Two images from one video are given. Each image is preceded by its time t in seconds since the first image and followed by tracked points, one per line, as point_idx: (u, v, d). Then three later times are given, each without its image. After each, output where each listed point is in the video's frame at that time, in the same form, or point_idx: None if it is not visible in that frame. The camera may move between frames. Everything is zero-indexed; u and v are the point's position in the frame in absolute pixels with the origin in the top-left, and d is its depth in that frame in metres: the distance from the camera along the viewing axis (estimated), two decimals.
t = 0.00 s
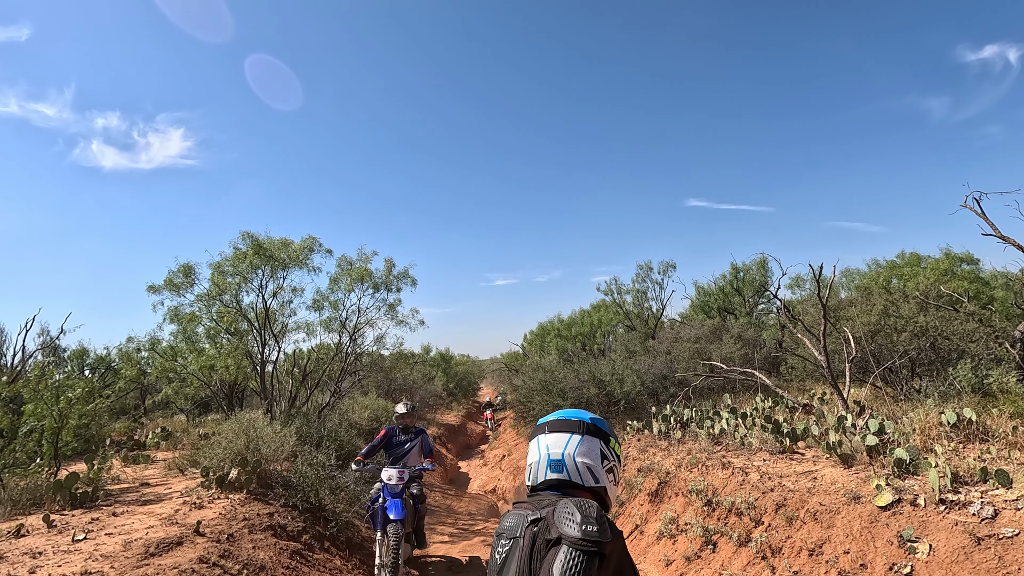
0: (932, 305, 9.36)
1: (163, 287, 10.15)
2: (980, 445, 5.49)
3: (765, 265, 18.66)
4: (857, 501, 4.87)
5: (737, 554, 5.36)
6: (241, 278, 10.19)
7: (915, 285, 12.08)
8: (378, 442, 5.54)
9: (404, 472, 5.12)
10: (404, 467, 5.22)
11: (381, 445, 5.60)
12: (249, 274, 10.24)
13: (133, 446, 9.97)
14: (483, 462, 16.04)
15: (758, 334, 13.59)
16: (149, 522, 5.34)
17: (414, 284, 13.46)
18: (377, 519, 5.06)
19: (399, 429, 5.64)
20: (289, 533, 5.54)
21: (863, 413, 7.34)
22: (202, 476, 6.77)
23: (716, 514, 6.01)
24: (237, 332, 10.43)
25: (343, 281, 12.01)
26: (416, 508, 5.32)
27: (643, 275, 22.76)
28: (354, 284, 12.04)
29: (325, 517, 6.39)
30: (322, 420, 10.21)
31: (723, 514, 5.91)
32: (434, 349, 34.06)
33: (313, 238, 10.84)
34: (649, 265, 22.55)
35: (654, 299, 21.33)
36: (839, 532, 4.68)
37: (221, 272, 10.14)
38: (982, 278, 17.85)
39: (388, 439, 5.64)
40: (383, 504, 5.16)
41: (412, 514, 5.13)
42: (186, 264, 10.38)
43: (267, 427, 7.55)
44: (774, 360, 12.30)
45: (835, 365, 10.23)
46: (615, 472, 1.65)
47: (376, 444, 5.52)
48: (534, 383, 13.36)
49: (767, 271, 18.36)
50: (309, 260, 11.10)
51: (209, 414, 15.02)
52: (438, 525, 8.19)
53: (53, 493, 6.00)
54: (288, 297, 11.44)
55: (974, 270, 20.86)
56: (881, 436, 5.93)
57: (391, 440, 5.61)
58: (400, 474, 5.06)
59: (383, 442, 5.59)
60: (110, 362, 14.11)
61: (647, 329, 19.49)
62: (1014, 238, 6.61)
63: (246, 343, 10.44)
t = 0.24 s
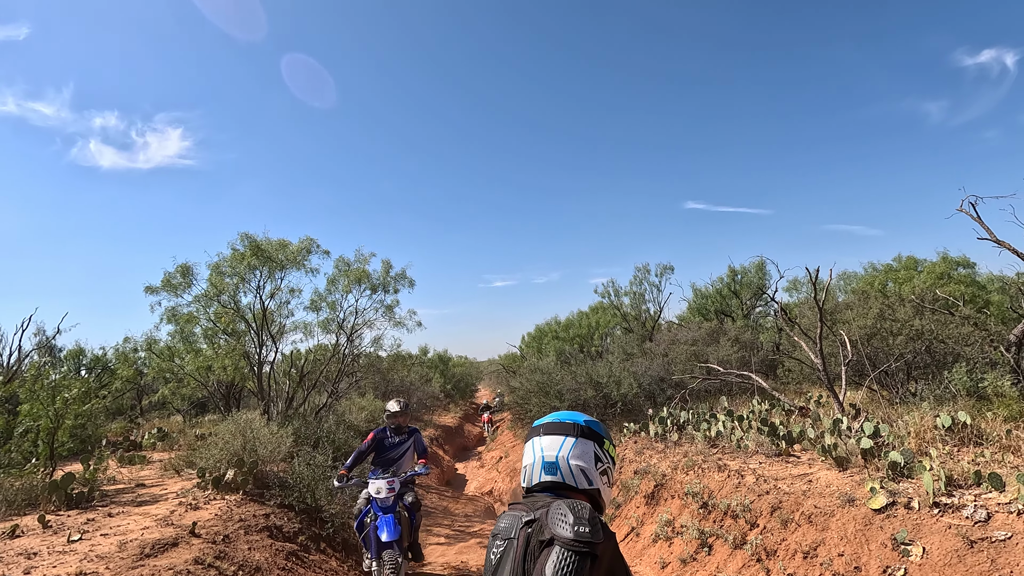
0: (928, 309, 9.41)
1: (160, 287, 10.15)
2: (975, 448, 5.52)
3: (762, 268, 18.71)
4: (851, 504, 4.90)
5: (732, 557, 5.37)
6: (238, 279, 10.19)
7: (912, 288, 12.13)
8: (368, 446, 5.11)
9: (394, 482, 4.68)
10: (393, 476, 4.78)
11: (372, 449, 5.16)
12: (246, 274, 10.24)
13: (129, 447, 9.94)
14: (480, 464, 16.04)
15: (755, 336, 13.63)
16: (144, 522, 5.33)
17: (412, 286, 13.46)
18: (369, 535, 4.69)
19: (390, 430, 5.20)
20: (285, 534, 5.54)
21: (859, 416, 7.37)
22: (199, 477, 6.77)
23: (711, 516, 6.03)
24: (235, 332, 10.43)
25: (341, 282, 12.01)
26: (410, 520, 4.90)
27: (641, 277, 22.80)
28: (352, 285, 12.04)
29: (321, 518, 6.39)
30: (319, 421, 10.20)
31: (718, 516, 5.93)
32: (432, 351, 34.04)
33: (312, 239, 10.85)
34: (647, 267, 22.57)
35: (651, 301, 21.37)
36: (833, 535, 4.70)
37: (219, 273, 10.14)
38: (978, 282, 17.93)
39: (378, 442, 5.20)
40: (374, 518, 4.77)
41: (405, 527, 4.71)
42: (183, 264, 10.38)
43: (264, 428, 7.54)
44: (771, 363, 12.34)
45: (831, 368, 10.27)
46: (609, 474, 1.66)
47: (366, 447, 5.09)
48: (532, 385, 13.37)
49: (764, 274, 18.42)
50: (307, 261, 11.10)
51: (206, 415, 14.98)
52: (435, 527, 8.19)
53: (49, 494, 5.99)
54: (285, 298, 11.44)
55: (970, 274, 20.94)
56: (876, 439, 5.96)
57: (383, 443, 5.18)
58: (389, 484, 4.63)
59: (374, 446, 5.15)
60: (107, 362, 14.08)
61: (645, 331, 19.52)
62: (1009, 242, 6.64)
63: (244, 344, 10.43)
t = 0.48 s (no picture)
0: (924, 313, 9.46)
1: (160, 288, 10.17)
2: (969, 452, 5.55)
3: (761, 271, 18.76)
4: (846, 508, 4.94)
5: (728, 560, 5.40)
6: (238, 280, 10.22)
7: (909, 292, 12.19)
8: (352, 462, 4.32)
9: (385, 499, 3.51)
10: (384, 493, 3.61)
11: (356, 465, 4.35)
12: (246, 275, 10.26)
13: (127, 447, 9.95)
14: (478, 465, 16.06)
15: (753, 339, 13.68)
16: (143, 523, 5.35)
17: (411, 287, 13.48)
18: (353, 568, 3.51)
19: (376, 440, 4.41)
20: (283, 535, 5.56)
21: (855, 420, 7.41)
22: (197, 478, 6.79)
23: (708, 519, 6.06)
24: (233, 333, 10.45)
25: (340, 283, 12.03)
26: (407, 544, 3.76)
27: (639, 280, 22.85)
28: (351, 286, 12.07)
29: (319, 519, 6.43)
30: (318, 421, 10.22)
31: (714, 519, 5.96)
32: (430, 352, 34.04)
33: (311, 241, 10.88)
34: (646, 269, 22.60)
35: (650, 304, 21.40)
36: (828, 538, 4.74)
37: (219, 274, 10.16)
38: (975, 286, 17.99)
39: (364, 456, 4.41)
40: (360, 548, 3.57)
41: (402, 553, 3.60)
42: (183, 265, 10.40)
43: (262, 428, 7.55)
44: (768, 366, 12.39)
45: (828, 372, 10.32)
46: (605, 480, 1.69)
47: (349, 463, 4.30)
48: (530, 387, 13.41)
49: (762, 278, 18.48)
50: (307, 262, 11.13)
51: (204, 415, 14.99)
52: (433, 528, 8.21)
53: (48, 494, 6.00)
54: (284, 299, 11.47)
55: (967, 278, 21.00)
56: (872, 443, 6.00)
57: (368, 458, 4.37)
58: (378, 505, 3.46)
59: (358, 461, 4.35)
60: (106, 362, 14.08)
61: (643, 334, 19.57)
62: (1004, 248, 6.68)
63: (242, 345, 10.45)
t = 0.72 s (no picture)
0: (923, 316, 9.45)
1: (156, 288, 10.11)
2: (968, 455, 5.53)
3: (759, 273, 18.78)
4: (846, 510, 4.91)
5: (727, 563, 5.36)
6: (235, 280, 10.16)
7: (907, 295, 12.18)
8: (334, 466, 3.89)
9: (374, 513, 3.14)
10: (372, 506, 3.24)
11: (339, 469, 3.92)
12: (243, 276, 10.21)
13: (122, 448, 9.87)
14: (476, 467, 15.99)
15: (751, 342, 13.66)
16: (136, 525, 5.29)
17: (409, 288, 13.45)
18: None
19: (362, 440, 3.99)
20: (278, 538, 5.51)
21: (854, 423, 7.39)
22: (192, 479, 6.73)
23: (706, 522, 6.03)
24: (230, 334, 10.40)
25: (338, 284, 11.99)
26: (400, 563, 3.32)
27: (638, 282, 22.82)
28: (348, 287, 12.02)
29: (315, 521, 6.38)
30: (314, 423, 10.16)
31: (713, 522, 5.93)
32: (428, 354, 33.97)
33: (309, 241, 10.84)
34: (644, 271, 22.59)
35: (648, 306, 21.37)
36: (827, 541, 4.71)
37: (216, 274, 10.11)
38: (973, 289, 18.00)
39: (348, 460, 3.96)
40: (347, 568, 3.20)
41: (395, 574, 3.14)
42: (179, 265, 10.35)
43: (258, 429, 7.50)
44: (767, 369, 12.36)
45: (826, 374, 10.30)
46: (604, 480, 1.66)
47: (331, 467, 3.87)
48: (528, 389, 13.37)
49: (761, 280, 18.48)
50: (304, 263, 11.08)
51: (200, 416, 14.91)
52: (430, 530, 8.16)
53: (41, 495, 5.95)
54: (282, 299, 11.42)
55: (965, 281, 21.02)
56: (871, 445, 5.97)
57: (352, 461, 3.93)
58: (366, 519, 3.07)
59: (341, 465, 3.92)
60: (102, 363, 14.00)
61: (642, 336, 19.54)
62: (1002, 251, 6.67)
63: (239, 346, 10.40)
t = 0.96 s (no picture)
0: (922, 319, 9.46)
1: (156, 288, 10.11)
2: (968, 459, 5.53)
3: (758, 276, 18.80)
4: (846, 514, 4.90)
5: (726, 566, 5.35)
6: (235, 281, 10.15)
7: (907, 298, 12.19)
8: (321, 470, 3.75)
9: (371, 511, 3.19)
10: (368, 504, 3.28)
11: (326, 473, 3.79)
12: (243, 276, 10.21)
13: (120, 448, 9.85)
14: (475, 469, 15.97)
15: (751, 345, 13.66)
16: (135, 525, 5.28)
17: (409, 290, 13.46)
18: None
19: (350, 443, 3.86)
20: (277, 539, 5.50)
21: (854, 426, 7.39)
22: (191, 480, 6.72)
23: (706, 525, 6.02)
24: (230, 334, 10.39)
25: (338, 285, 11.98)
26: (399, 564, 3.29)
27: (637, 284, 22.82)
28: (348, 288, 12.02)
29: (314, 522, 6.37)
30: (313, 424, 10.15)
31: (712, 525, 5.92)
32: (428, 355, 33.94)
33: (309, 242, 10.85)
34: (644, 274, 22.59)
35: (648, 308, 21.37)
36: (828, 545, 4.70)
37: (216, 274, 10.11)
38: (972, 293, 18.01)
39: (334, 464, 3.84)
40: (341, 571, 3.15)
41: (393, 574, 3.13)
42: (179, 265, 10.34)
43: (258, 430, 7.49)
44: (766, 372, 12.36)
45: (826, 378, 10.31)
46: (606, 483, 1.66)
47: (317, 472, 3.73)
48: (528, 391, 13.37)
49: (760, 283, 18.50)
50: (304, 263, 11.08)
51: (199, 416, 14.88)
52: (428, 532, 8.14)
53: (39, 495, 5.93)
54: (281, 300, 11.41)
55: (964, 285, 21.05)
56: (871, 449, 5.97)
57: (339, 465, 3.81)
58: (363, 517, 3.13)
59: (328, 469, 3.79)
60: (100, 363, 13.97)
61: (641, 338, 19.54)
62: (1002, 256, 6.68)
63: (239, 346, 10.39)
